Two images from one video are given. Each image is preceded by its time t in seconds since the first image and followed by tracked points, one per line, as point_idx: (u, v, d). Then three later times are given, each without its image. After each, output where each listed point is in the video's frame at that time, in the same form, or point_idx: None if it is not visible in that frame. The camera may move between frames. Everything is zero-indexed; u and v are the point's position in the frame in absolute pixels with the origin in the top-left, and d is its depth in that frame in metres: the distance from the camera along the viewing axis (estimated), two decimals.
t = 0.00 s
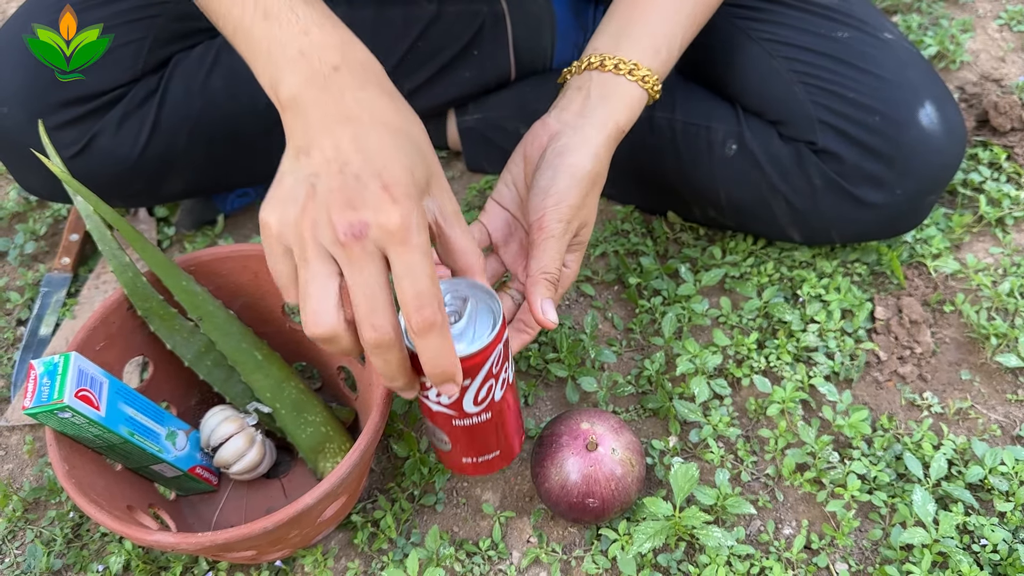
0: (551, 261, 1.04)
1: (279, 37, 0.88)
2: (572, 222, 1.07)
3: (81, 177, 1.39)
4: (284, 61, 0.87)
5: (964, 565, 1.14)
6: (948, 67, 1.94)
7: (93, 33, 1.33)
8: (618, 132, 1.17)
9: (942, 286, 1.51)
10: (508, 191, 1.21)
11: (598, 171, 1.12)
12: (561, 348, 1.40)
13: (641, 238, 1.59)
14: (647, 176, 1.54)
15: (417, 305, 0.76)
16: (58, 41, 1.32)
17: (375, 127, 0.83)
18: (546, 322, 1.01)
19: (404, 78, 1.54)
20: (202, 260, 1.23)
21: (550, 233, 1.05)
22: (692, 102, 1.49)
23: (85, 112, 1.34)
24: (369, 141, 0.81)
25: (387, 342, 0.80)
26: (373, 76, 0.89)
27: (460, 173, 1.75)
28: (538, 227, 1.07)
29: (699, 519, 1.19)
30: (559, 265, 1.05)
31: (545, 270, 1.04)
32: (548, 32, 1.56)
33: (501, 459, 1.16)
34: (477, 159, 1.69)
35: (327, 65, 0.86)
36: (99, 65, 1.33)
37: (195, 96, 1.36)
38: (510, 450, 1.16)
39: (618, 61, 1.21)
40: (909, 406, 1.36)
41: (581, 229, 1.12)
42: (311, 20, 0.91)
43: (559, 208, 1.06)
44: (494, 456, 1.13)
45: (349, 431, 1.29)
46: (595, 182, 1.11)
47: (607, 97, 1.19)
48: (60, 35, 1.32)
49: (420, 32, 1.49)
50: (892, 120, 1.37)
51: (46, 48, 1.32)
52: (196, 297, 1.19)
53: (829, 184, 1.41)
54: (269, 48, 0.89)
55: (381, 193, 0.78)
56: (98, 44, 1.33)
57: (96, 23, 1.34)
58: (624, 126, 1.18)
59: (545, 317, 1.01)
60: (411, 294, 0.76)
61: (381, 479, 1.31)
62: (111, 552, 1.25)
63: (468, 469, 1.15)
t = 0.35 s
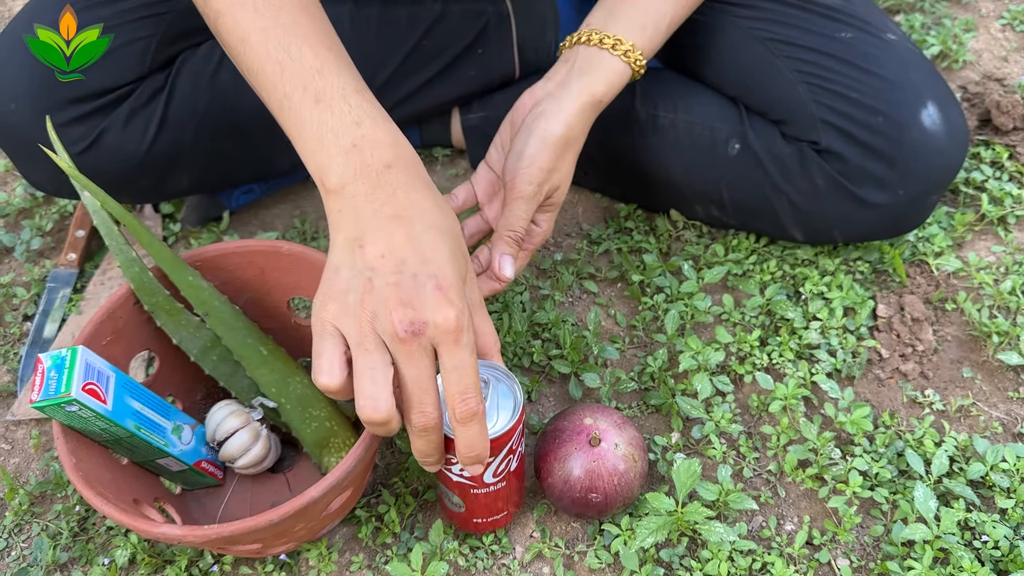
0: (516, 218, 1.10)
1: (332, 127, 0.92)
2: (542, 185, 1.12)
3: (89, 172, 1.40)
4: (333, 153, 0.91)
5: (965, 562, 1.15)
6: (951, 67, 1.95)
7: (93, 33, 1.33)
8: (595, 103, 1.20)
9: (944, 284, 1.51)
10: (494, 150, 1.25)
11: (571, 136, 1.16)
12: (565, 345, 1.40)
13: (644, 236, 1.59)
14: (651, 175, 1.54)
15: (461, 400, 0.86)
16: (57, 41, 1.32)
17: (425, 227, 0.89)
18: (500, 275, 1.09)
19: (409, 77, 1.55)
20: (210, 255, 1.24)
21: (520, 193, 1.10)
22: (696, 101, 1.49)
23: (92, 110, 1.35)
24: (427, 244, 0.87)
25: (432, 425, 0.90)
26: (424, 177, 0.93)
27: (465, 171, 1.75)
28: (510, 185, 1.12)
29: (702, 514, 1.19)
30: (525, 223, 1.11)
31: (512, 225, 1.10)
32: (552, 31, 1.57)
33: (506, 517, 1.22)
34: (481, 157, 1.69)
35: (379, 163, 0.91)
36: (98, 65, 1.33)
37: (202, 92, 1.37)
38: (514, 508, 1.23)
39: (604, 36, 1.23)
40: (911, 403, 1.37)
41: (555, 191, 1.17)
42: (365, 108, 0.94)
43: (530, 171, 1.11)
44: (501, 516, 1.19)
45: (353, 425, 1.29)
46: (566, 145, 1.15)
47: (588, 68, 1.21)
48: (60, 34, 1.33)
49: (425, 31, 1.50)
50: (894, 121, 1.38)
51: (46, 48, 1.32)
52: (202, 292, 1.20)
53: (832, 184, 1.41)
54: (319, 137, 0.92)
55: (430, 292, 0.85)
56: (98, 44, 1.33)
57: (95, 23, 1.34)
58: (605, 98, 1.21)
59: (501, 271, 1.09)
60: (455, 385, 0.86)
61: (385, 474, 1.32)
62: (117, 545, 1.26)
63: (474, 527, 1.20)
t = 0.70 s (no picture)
0: (505, 180, 1.10)
1: (259, 62, 0.76)
2: (535, 148, 1.12)
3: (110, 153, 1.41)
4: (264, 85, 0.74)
5: (977, 542, 1.15)
6: (960, 56, 1.95)
7: (93, 33, 1.32)
8: (594, 70, 1.20)
9: (954, 269, 1.52)
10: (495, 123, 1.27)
11: (567, 102, 1.16)
12: (577, 328, 1.41)
13: (655, 221, 1.60)
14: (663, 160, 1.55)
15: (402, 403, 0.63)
16: (58, 41, 1.33)
17: (350, 174, 0.67)
18: (479, 234, 1.10)
19: (421, 63, 1.55)
20: (226, 237, 1.24)
21: (512, 154, 1.10)
22: (707, 87, 1.50)
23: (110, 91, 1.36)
24: (354, 193, 0.66)
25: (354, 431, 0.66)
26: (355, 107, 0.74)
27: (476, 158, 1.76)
28: (503, 148, 1.13)
29: (714, 494, 1.20)
30: (514, 185, 1.11)
31: (500, 185, 1.10)
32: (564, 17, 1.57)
33: (517, 504, 1.23)
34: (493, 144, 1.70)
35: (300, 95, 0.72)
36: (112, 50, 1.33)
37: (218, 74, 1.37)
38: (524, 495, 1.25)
39: (605, 7, 1.26)
40: (921, 387, 1.38)
41: (550, 156, 1.17)
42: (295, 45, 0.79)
43: (524, 133, 1.12)
44: (513, 503, 1.22)
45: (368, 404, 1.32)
46: (563, 110, 1.16)
47: (588, 37, 1.24)
48: (60, 34, 1.32)
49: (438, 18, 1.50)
50: (906, 105, 1.38)
51: (47, 49, 1.33)
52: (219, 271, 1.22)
53: (843, 169, 1.43)
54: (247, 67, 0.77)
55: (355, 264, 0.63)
56: (99, 44, 1.33)
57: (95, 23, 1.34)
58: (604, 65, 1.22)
59: (480, 229, 1.10)
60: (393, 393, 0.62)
61: (399, 455, 1.33)
62: (133, 524, 1.27)
63: (487, 515, 1.23)
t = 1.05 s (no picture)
0: (433, 154, 1.08)
1: None
2: (467, 122, 1.12)
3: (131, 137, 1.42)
4: (49, 130, 0.84)
5: (991, 522, 1.16)
6: (971, 46, 1.95)
7: None
8: (534, 48, 1.21)
9: (967, 256, 1.52)
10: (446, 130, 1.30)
11: (501, 79, 1.16)
12: (592, 313, 1.42)
13: (669, 208, 1.60)
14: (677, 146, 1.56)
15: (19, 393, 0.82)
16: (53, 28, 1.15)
17: (38, 212, 0.81)
18: (401, 207, 1.03)
19: (439, 49, 1.53)
20: (248, 219, 1.24)
21: (442, 128, 1.10)
22: (722, 74, 1.51)
23: (134, 74, 1.39)
24: (69, 227, 0.81)
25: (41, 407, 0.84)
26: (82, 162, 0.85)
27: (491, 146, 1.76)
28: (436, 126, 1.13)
29: (730, 475, 1.22)
30: (444, 159, 1.09)
31: (426, 160, 1.07)
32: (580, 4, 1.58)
33: (534, 484, 1.24)
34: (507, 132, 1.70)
35: (27, 145, 0.83)
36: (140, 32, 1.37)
37: (239, 59, 1.38)
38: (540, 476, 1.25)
39: None
40: (934, 371, 1.38)
41: (484, 136, 1.16)
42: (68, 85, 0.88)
43: (456, 109, 1.12)
44: (531, 484, 1.23)
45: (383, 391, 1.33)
46: (498, 87, 1.16)
47: (531, 22, 1.24)
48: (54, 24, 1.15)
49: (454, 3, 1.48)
50: (921, 90, 1.39)
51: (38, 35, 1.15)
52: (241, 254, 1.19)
53: (858, 154, 1.43)
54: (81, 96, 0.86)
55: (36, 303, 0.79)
56: None
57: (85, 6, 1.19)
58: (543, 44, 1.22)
59: (402, 202, 1.03)
60: (36, 375, 0.80)
61: (416, 437, 1.34)
62: (153, 504, 1.28)
63: (504, 494, 1.24)
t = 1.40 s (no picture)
0: (365, 151, 1.06)
1: None
2: (402, 119, 1.10)
3: (145, 133, 1.43)
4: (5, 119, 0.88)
5: (1000, 515, 1.17)
6: (978, 43, 1.96)
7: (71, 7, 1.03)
8: (477, 47, 1.21)
9: (974, 251, 1.53)
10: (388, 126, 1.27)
11: (441, 78, 1.16)
12: (601, 307, 1.43)
13: (678, 204, 1.61)
14: (687, 141, 1.57)
15: None
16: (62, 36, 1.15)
17: None
18: (328, 201, 1.02)
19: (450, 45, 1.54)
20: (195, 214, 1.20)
21: (376, 124, 1.08)
22: (731, 69, 1.53)
23: (144, 70, 1.38)
24: (17, 216, 0.84)
25: None
26: (35, 154, 0.88)
27: (500, 141, 1.77)
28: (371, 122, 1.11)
29: (740, 467, 1.22)
30: (374, 155, 1.07)
31: (356, 157, 1.05)
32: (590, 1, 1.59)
33: (545, 477, 1.25)
34: (517, 128, 1.71)
35: None
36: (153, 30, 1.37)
37: (252, 55, 1.39)
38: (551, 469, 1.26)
39: None
40: (942, 365, 1.39)
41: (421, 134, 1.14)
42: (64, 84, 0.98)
43: (392, 105, 1.10)
44: (541, 476, 1.24)
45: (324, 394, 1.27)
46: (437, 85, 1.15)
47: (481, 21, 1.23)
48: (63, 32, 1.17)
49: None
50: (929, 85, 1.40)
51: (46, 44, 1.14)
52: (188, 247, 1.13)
53: (866, 148, 1.44)
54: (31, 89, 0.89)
55: None
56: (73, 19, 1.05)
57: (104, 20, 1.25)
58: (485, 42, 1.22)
59: (329, 195, 1.02)
60: None
61: (427, 429, 1.35)
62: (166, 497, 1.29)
63: (515, 486, 1.24)
